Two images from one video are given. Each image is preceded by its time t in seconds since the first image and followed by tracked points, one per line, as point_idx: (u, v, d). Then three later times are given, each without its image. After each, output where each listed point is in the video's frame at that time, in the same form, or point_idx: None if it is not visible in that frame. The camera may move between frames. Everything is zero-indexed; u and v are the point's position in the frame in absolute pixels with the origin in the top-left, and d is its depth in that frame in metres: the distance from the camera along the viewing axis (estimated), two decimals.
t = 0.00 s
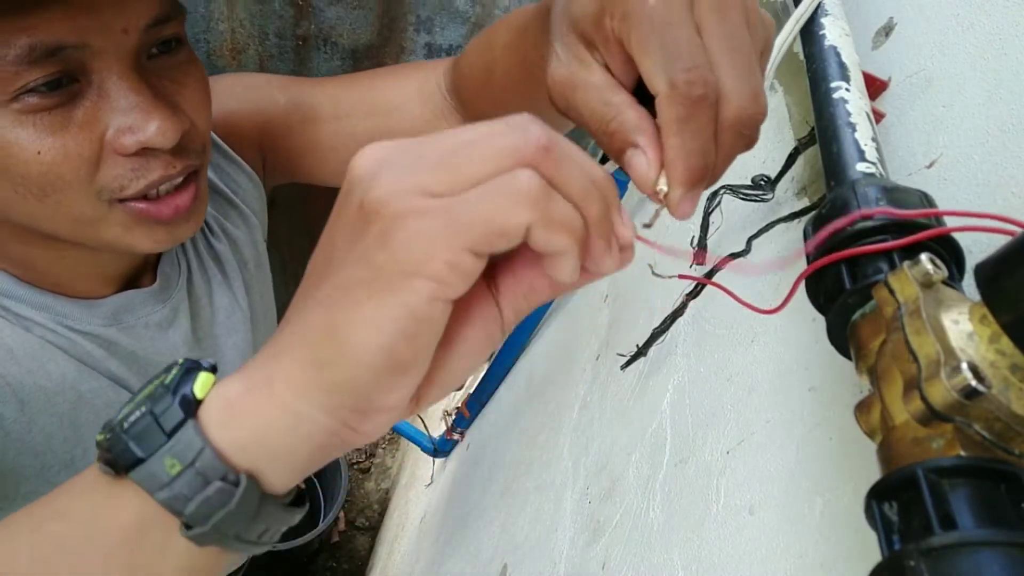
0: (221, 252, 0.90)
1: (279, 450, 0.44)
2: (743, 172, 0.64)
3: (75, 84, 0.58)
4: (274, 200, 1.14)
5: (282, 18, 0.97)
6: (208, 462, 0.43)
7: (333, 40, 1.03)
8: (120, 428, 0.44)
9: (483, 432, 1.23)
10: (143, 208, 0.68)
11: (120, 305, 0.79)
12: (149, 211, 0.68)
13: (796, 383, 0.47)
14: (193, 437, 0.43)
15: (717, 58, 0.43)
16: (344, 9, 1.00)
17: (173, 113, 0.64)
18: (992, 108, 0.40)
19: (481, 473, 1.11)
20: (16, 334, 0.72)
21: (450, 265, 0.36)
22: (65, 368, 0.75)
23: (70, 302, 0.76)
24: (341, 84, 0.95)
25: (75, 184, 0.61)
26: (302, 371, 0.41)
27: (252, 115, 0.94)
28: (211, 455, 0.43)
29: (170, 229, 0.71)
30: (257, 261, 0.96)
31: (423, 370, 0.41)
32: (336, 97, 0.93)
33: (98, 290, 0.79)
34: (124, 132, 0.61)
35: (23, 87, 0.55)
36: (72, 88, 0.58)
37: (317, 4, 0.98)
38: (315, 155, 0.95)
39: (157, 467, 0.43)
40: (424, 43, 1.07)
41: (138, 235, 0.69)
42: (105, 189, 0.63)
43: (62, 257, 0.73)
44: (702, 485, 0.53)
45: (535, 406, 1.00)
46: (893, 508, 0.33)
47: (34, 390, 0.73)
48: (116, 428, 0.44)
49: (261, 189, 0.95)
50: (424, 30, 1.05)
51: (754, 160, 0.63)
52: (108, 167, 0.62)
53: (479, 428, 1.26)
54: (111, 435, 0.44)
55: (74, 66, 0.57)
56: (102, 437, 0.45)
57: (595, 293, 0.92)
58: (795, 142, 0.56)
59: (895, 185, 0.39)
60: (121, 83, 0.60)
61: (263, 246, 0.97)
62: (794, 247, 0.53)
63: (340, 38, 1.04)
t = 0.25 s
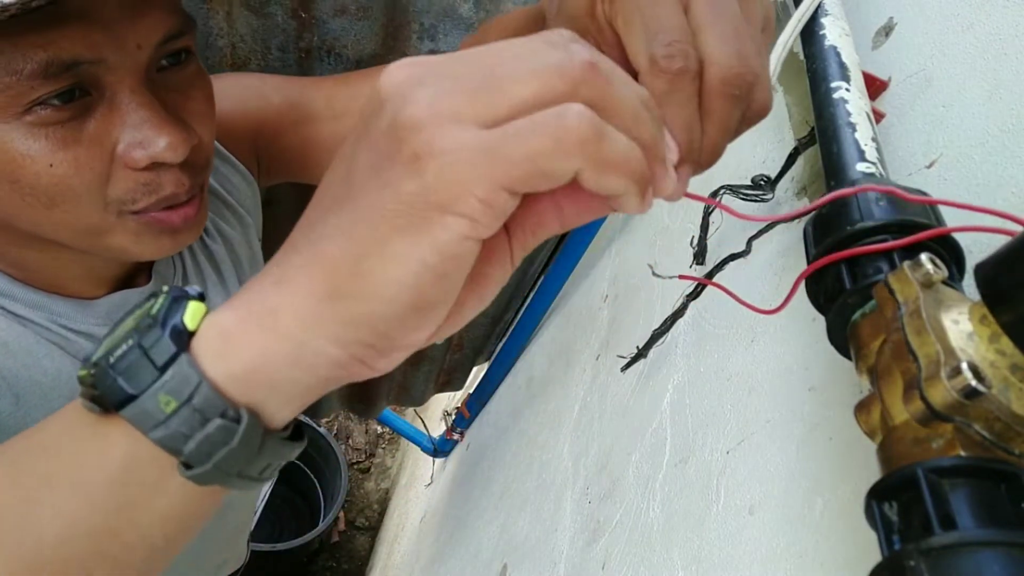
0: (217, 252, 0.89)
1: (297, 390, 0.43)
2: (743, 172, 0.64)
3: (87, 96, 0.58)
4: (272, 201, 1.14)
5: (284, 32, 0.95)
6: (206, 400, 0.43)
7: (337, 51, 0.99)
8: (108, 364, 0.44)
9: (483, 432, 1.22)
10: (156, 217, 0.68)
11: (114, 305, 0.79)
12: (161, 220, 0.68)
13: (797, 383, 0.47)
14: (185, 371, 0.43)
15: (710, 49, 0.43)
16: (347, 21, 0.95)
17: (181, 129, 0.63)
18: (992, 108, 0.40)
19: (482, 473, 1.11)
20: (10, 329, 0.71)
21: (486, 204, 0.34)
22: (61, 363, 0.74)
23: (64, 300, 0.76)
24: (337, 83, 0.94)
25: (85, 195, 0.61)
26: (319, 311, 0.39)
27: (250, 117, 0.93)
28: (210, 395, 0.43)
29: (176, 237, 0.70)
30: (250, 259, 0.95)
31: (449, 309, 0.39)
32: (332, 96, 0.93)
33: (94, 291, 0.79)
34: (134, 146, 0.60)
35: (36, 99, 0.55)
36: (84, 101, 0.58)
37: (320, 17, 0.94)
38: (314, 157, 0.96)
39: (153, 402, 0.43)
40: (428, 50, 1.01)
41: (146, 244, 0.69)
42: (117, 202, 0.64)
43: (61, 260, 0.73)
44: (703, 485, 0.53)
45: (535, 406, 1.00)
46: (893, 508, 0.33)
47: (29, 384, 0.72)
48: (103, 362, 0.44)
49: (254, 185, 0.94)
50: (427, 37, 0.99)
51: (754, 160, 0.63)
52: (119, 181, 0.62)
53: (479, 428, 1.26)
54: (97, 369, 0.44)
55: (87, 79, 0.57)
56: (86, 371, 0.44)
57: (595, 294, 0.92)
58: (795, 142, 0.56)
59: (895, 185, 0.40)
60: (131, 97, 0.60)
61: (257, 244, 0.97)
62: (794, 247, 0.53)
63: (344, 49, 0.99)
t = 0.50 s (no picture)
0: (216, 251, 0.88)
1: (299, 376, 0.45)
2: (743, 172, 0.64)
3: (88, 94, 0.58)
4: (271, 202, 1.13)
5: (286, 41, 0.95)
6: (214, 396, 0.43)
7: (339, 58, 0.99)
8: (102, 365, 0.42)
9: (483, 432, 1.22)
10: (150, 218, 0.68)
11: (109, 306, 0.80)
12: (155, 219, 0.68)
13: (797, 383, 0.47)
14: (193, 371, 0.42)
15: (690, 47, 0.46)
16: (350, 28, 0.94)
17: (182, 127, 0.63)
18: (992, 108, 0.40)
19: (482, 473, 1.11)
20: (10, 329, 0.71)
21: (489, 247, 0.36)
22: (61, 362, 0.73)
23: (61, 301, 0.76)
24: (335, 80, 0.94)
25: (84, 194, 0.61)
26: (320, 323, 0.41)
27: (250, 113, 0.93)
28: (219, 393, 0.43)
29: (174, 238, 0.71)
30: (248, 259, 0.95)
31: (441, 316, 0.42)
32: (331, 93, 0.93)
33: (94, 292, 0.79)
34: (134, 145, 0.60)
35: (37, 99, 0.55)
36: (85, 99, 0.58)
37: (322, 24, 0.93)
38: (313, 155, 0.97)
39: (160, 402, 0.42)
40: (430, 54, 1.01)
41: (143, 243, 0.69)
42: (114, 200, 0.64)
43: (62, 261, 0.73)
44: (702, 485, 0.53)
45: (535, 407, 1.00)
46: (893, 508, 0.33)
47: (28, 385, 0.71)
48: (100, 365, 0.42)
49: (251, 185, 0.94)
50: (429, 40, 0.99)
51: (754, 160, 0.63)
52: (119, 180, 0.62)
53: (479, 428, 1.26)
54: (92, 370, 0.42)
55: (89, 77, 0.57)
56: (80, 371, 0.42)
57: (595, 294, 0.92)
58: (795, 142, 0.56)
59: (895, 184, 0.40)
60: (132, 96, 0.60)
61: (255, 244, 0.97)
62: (793, 247, 0.53)
63: (347, 55, 0.98)
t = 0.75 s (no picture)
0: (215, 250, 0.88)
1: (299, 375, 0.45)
2: (743, 172, 0.64)
3: (83, 93, 0.58)
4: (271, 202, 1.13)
5: (284, 37, 0.95)
6: (218, 402, 0.44)
7: (337, 54, 0.99)
8: (105, 373, 0.43)
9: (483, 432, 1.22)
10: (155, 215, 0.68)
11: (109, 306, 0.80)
12: (161, 216, 0.69)
13: (797, 383, 0.47)
14: (197, 377, 0.43)
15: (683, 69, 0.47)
16: (348, 23, 0.94)
17: (177, 126, 0.63)
18: (993, 108, 0.40)
19: (481, 473, 1.11)
20: (9, 329, 0.71)
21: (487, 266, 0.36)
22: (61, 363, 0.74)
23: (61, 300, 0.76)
24: (335, 80, 0.94)
25: (83, 194, 0.61)
26: (314, 332, 0.41)
27: (249, 113, 0.93)
28: (223, 399, 0.44)
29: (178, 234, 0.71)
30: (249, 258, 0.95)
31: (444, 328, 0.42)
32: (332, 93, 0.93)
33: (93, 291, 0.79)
34: (130, 144, 0.60)
35: (32, 98, 0.55)
36: (80, 97, 0.58)
37: (320, 20, 0.93)
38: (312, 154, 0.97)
39: (163, 407, 0.43)
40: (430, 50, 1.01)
41: (147, 241, 0.70)
42: (118, 202, 0.64)
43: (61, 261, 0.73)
44: (702, 485, 0.53)
45: (535, 407, 0.99)
46: (893, 508, 0.33)
47: (27, 385, 0.72)
48: (104, 373, 0.42)
49: (250, 184, 0.94)
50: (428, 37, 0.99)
51: (754, 160, 0.63)
52: (117, 178, 0.62)
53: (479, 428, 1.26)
54: (94, 378, 0.43)
55: (84, 76, 0.57)
56: (83, 377, 0.43)
57: (595, 295, 0.92)
58: (795, 142, 0.56)
59: (895, 184, 0.40)
60: (127, 94, 0.60)
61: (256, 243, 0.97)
62: (794, 247, 0.53)
63: (345, 52, 0.99)
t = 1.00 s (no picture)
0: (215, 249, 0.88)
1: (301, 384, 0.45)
2: (743, 172, 0.64)
3: (83, 92, 0.58)
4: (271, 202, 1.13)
5: (285, 37, 0.95)
6: (260, 400, 0.42)
7: (338, 55, 1.00)
8: (148, 393, 0.40)
9: (483, 431, 1.22)
10: (156, 214, 0.68)
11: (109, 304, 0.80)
12: (160, 216, 0.68)
13: (796, 383, 0.47)
14: (240, 387, 0.40)
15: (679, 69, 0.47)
16: (348, 24, 0.94)
17: (178, 125, 0.63)
18: (992, 108, 0.40)
19: (482, 473, 1.11)
20: (12, 328, 0.71)
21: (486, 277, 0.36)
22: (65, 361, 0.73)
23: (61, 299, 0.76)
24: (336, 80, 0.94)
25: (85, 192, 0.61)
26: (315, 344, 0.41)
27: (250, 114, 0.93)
28: (262, 398, 0.42)
29: (175, 234, 0.71)
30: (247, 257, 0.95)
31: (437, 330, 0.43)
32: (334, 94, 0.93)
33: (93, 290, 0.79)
34: (130, 143, 0.60)
35: (32, 96, 0.55)
36: (79, 97, 0.58)
37: (321, 21, 0.93)
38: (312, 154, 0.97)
39: (212, 413, 0.41)
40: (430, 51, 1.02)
41: (145, 240, 0.69)
42: (115, 200, 0.63)
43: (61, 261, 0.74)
44: (702, 485, 0.53)
45: (535, 406, 0.99)
46: (893, 508, 0.33)
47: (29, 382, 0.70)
48: (148, 390, 0.40)
49: (251, 183, 0.94)
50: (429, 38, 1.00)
51: (754, 160, 0.63)
52: (118, 177, 0.62)
53: (480, 428, 1.26)
54: (139, 396, 0.40)
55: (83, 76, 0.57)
56: (123, 395, 0.41)
57: (595, 294, 0.92)
58: (795, 142, 0.56)
59: (895, 184, 0.40)
60: (127, 93, 0.60)
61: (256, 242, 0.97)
62: (794, 247, 0.53)
63: (346, 53, 0.99)
